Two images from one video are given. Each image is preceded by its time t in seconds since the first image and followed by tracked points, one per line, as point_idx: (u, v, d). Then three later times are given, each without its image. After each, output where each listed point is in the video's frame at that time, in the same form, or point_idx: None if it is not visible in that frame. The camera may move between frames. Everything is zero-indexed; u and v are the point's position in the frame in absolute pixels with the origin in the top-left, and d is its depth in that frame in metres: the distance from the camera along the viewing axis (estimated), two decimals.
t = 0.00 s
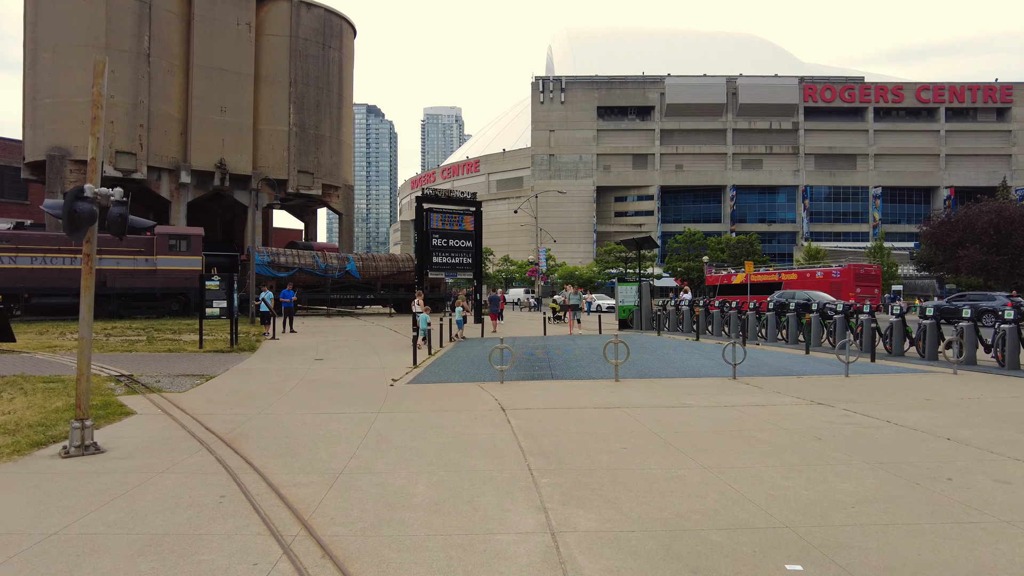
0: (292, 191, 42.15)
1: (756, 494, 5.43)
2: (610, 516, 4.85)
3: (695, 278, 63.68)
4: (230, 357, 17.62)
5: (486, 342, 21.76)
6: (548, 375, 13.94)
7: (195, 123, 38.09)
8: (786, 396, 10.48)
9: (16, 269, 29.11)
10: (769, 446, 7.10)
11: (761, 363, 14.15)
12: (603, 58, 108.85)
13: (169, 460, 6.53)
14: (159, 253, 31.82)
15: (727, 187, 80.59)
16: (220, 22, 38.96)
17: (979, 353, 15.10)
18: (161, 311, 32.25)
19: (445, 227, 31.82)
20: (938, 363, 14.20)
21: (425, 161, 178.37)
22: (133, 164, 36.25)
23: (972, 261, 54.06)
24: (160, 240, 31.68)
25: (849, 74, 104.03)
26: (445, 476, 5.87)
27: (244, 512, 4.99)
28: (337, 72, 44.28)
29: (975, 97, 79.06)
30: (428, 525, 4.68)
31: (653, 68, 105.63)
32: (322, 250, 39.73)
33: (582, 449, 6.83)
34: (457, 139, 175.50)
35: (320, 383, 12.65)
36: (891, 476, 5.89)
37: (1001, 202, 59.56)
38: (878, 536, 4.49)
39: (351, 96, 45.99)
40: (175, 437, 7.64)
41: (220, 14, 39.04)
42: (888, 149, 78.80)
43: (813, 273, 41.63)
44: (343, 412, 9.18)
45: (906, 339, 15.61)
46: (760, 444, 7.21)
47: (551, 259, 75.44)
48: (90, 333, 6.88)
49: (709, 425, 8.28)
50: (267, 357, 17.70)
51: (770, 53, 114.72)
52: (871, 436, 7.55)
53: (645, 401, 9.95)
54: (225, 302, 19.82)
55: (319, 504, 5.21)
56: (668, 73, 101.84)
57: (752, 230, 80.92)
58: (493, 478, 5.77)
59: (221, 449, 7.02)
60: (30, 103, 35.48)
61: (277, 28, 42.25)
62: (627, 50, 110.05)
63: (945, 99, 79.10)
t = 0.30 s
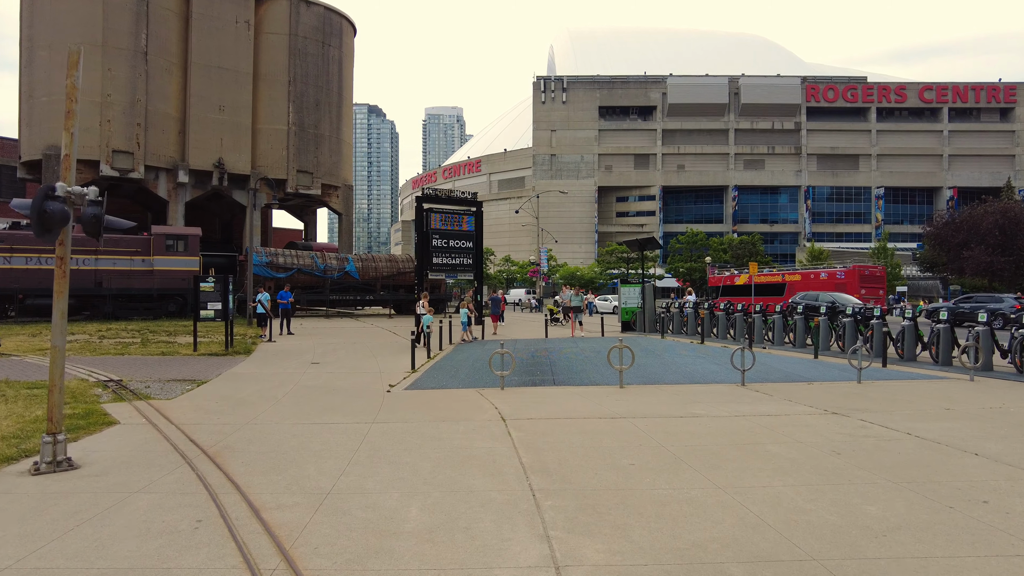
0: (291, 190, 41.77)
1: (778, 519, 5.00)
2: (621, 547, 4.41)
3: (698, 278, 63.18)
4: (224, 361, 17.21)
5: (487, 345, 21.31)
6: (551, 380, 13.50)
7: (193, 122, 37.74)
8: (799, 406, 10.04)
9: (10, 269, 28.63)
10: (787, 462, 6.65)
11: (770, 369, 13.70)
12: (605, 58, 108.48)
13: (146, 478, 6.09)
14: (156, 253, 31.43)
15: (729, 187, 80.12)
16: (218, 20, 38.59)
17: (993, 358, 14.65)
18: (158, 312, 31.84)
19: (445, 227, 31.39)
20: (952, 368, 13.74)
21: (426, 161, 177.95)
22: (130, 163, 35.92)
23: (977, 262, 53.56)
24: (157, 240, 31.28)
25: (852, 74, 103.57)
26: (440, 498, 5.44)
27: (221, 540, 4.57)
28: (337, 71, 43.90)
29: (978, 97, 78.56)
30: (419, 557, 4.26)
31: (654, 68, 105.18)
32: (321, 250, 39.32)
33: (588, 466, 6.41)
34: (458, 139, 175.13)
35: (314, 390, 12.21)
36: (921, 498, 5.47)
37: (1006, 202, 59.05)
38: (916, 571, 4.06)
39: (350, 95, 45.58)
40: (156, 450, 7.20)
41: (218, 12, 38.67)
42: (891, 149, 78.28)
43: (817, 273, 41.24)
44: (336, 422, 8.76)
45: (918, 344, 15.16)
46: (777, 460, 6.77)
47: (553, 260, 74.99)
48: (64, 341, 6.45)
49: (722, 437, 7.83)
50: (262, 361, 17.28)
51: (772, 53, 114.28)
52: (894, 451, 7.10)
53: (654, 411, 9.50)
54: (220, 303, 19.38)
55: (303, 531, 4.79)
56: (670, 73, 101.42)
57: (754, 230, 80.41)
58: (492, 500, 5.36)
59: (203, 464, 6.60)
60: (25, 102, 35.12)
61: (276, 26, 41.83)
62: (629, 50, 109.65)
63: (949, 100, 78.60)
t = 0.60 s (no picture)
0: (288, 188, 41.36)
1: (797, 535, 4.58)
2: (627, 567, 4.00)
3: (699, 278, 62.68)
4: (216, 361, 16.80)
5: (486, 345, 20.92)
6: (551, 381, 13.10)
7: (189, 119, 37.36)
8: (810, 408, 9.62)
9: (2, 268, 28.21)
10: (802, 470, 6.23)
11: (776, 370, 13.31)
12: (605, 58, 108.09)
13: (114, 487, 5.65)
14: (150, 252, 31.03)
15: (730, 187, 79.70)
16: (214, 17, 38.17)
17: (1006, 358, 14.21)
18: (153, 312, 31.44)
19: (443, 226, 30.99)
20: (965, 369, 13.30)
21: (426, 161, 177.51)
22: (125, 161, 35.58)
23: (980, 262, 53.09)
24: (152, 239, 30.88)
25: (853, 74, 103.13)
26: (431, 512, 5.00)
27: (187, 559, 4.14)
28: (335, 68, 43.52)
29: (980, 97, 78.17)
30: None
31: (655, 67, 104.73)
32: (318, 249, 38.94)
33: (590, 475, 6.00)
34: (458, 139, 174.69)
35: (306, 391, 11.80)
36: (953, 510, 5.04)
37: (1008, 201, 58.64)
38: None
39: (349, 93, 45.20)
40: (130, 455, 6.77)
41: (215, 9, 38.25)
42: (892, 148, 77.89)
43: (820, 273, 40.92)
44: (324, 426, 8.34)
45: (928, 344, 14.71)
46: (792, 467, 6.35)
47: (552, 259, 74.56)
48: (29, 341, 6.00)
49: (730, 443, 7.42)
50: (255, 361, 16.85)
51: (773, 53, 113.84)
52: (914, 458, 6.69)
53: (658, 414, 9.09)
54: (212, 302, 18.96)
55: (278, 547, 4.37)
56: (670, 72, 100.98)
57: (755, 230, 79.95)
58: (486, 514, 4.95)
59: (179, 471, 6.19)
60: (19, 98, 34.77)
61: (274, 23, 41.42)
62: (629, 50, 109.25)
63: (950, 99, 78.14)
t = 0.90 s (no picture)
0: (285, 188, 40.95)
1: (821, 568, 4.15)
2: None
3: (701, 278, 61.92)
4: (207, 366, 16.37)
5: (485, 348, 20.49)
6: (552, 387, 12.67)
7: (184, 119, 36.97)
8: (822, 417, 9.20)
9: None
10: (820, 489, 5.80)
11: (784, 374, 12.88)
12: (605, 58, 107.70)
13: (74, 511, 5.21)
14: (145, 253, 30.66)
15: (730, 186, 79.25)
16: (210, 15, 37.76)
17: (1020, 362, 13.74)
18: (147, 314, 31.01)
19: (442, 226, 30.54)
20: (979, 374, 12.84)
21: (425, 161, 177.03)
22: (119, 161, 35.13)
23: (984, 262, 52.60)
24: (146, 240, 30.52)
25: (854, 73, 102.69)
26: (417, 541, 4.57)
27: None
28: (333, 67, 43.10)
29: (981, 96, 77.67)
30: None
31: (655, 67, 104.24)
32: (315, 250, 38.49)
33: (591, 496, 5.56)
34: (458, 140, 174.22)
35: (296, 398, 11.39)
36: (989, 538, 4.60)
37: (1011, 200, 58.15)
38: None
39: (346, 92, 44.78)
40: (99, 472, 6.34)
41: (210, 7, 37.83)
42: (893, 148, 77.41)
43: (822, 273, 40.46)
44: (311, 438, 7.91)
45: (939, 347, 14.25)
46: (809, 486, 5.90)
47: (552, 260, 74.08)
48: None
49: (740, 456, 6.99)
50: (247, 366, 16.40)
51: (773, 53, 113.37)
52: (939, 474, 6.25)
53: (663, 423, 8.66)
54: (204, 305, 18.49)
55: None
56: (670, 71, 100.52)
57: (755, 230, 79.52)
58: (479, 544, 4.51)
59: (149, 491, 5.75)
60: (11, 97, 34.35)
61: (270, 21, 40.96)
62: (629, 49, 108.75)
63: (951, 98, 77.64)
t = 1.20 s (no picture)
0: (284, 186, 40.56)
1: None
2: None
3: (704, 277, 61.05)
4: (200, 366, 15.96)
5: (486, 347, 20.07)
6: (556, 387, 12.26)
7: (182, 115, 36.58)
8: (840, 419, 8.76)
9: None
10: (847, 500, 5.37)
11: (796, 375, 12.46)
12: (606, 56, 107.23)
13: (37, 525, 4.78)
14: (141, 251, 30.22)
15: (732, 185, 78.76)
16: (207, 11, 37.37)
17: None
18: (144, 313, 30.57)
19: (442, 224, 30.11)
20: (998, 374, 12.36)
21: (426, 160, 176.65)
22: (116, 158, 34.74)
23: (989, 260, 52.00)
24: (142, 238, 30.07)
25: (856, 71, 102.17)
26: (409, 561, 4.14)
27: None
28: (332, 64, 42.70)
29: (985, 93, 77.15)
30: None
31: (657, 65, 103.75)
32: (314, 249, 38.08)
33: (600, 508, 5.14)
34: (459, 139, 173.85)
35: (291, 400, 10.99)
36: None
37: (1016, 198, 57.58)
38: None
39: (345, 89, 44.37)
40: (72, 480, 5.92)
41: (208, 3, 37.44)
42: (896, 146, 76.87)
43: (827, 272, 40.01)
44: (302, 443, 7.50)
45: (955, 346, 13.77)
46: (835, 497, 5.48)
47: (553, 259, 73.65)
48: None
49: (758, 463, 6.55)
50: (241, 365, 16.00)
51: (775, 51, 112.85)
52: (974, 483, 5.82)
53: (672, 427, 8.23)
54: (198, 304, 18.08)
55: None
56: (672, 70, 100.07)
57: (758, 229, 79.09)
58: (479, 564, 4.08)
59: (121, 502, 5.33)
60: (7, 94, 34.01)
61: (269, 17, 40.51)
62: (630, 48, 108.31)
63: (955, 96, 77.07)
